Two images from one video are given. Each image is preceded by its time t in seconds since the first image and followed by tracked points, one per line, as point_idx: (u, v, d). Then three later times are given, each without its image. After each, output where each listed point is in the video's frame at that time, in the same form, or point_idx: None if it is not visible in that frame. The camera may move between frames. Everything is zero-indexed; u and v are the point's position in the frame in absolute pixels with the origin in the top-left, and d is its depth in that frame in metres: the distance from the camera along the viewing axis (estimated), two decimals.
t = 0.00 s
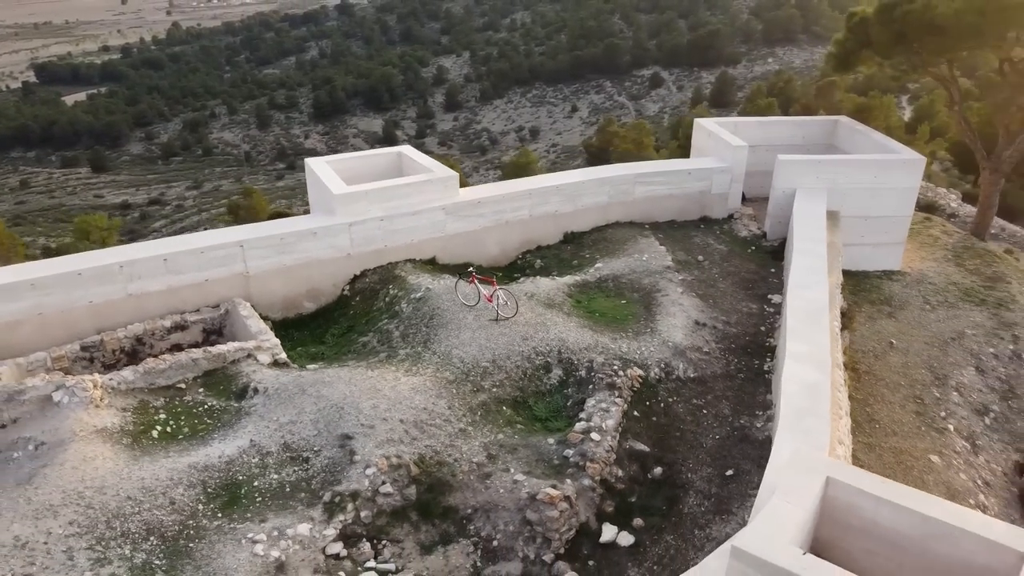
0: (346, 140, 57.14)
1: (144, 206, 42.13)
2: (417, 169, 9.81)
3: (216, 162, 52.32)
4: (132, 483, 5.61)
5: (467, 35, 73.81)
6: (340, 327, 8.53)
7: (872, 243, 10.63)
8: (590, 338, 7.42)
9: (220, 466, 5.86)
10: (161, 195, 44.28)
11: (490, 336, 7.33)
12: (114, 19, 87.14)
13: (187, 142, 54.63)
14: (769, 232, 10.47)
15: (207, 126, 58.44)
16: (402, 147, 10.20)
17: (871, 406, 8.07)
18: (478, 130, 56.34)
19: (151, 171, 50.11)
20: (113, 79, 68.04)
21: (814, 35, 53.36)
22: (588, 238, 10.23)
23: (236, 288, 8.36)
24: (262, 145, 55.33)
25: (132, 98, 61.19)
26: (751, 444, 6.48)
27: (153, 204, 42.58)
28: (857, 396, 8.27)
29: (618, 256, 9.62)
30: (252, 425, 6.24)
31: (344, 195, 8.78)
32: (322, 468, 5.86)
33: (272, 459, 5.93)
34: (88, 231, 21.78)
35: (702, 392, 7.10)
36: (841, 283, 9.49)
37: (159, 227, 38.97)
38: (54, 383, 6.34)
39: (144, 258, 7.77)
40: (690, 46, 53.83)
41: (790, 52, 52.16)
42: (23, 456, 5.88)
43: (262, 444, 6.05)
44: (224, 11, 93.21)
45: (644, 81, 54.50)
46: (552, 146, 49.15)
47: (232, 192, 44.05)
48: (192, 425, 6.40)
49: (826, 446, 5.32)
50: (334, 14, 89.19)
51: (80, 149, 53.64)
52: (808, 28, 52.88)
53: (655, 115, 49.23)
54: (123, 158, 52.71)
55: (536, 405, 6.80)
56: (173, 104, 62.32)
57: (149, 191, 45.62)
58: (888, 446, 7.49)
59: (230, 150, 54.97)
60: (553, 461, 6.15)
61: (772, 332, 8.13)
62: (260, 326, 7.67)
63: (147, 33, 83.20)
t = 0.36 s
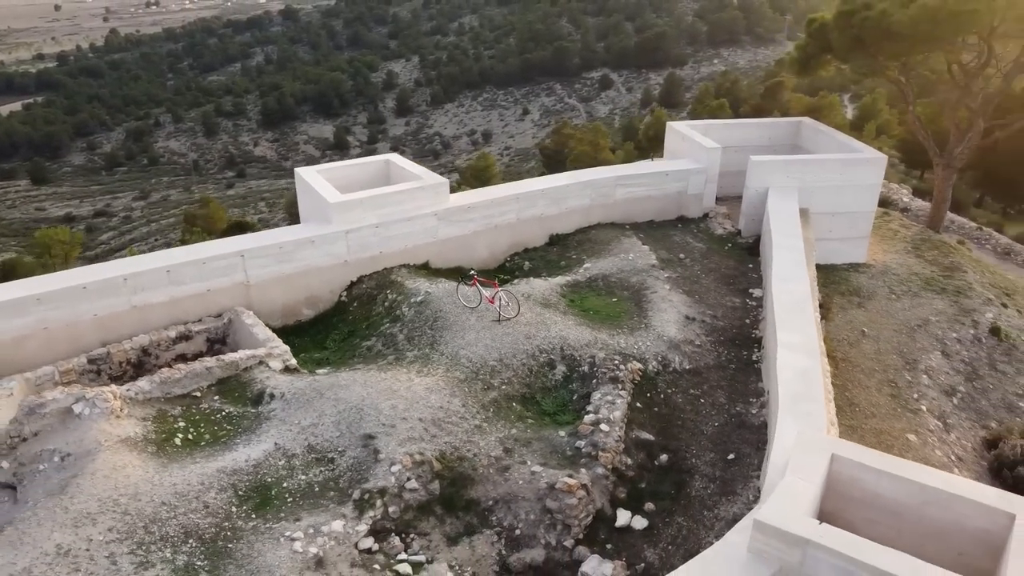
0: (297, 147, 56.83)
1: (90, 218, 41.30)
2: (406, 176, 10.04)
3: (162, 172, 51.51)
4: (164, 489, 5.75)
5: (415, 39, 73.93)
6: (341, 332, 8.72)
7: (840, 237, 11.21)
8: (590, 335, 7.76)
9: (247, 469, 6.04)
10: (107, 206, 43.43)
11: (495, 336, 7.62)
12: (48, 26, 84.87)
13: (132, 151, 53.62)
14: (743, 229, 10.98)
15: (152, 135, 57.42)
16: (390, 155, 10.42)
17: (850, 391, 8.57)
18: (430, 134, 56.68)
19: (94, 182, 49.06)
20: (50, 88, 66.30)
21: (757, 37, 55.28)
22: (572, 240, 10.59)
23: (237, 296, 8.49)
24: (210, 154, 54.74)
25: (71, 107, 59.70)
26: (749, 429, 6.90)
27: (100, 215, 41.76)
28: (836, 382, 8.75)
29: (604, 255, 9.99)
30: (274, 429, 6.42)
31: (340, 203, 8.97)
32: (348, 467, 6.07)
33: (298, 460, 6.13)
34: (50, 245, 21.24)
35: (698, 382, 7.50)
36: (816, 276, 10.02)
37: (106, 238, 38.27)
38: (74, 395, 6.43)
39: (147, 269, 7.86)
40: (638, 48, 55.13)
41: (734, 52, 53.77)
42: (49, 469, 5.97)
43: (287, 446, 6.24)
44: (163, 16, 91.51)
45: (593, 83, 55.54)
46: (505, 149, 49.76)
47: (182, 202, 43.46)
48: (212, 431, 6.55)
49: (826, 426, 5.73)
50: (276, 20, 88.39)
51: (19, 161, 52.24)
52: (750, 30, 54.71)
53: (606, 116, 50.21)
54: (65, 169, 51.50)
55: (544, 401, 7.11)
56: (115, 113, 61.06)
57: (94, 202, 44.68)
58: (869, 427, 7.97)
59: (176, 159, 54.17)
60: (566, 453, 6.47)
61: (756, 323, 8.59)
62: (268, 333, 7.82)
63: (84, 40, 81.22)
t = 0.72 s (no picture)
0: (244, 155, 56.27)
1: (30, 232, 40.24)
2: (394, 183, 10.27)
3: (104, 183, 50.42)
4: (196, 493, 5.93)
5: (359, 43, 73.73)
6: (340, 337, 8.91)
7: (807, 232, 11.78)
8: (587, 332, 8.13)
9: (275, 471, 6.24)
10: (47, 220, 42.34)
11: (498, 335, 7.93)
12: None
13: (70, 162, 52.30)
14: (717, 227, 11.52)
15: (91, 145, 56.06)
16: (376, 162, 10.63)
17: (827, 375, 9.09)
18: (380, 139, 56.88)
19: (32, 195, 47.71)
20: None
21: (699, 38, 57.52)
22: (556, 241, 10.95)
23: (238, 305, 8.62)
24: (152, 164, 53.86)
25: (4, 116, 57.82)
26: (743, 414, 7.35)
27: (40, 229, 40.72)
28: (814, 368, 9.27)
29: (589, 255, 10.36)
30: (295, 431, 6.64)
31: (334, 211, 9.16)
32: (372, 465, 6.31)
33: (323, 460, 6.35)
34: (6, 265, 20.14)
35: (691, 373, 7.93)
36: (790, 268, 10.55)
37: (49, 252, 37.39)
38: (94, 406, 6.55)
39: (150, 281, 7.95)
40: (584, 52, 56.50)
41: (677, 53, 56.18)
42: (78, 479, 6.09)
43: (311, 447, 6.45)
44: (97, 23, 89.24)
45: (541, 86, 56.55)
46: (456, 152, 50.46)
47: (127, 213, 42.69)
48: (233, 436, 6.73)
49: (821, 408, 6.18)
50: (215, 25, 86.97)
51: None
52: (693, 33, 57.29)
53: (555, 118, 51.30)
54: None
55: (549, 395, 7.45)
56: (51, 123, 59.42)
57: (33, 215, 43.51)
58: (848, 409, 8.48)
59: (118, 170, 53.08)
60: (576, 443, 6.82)
61: (740, 315, 9.06)
62: (274, 340, 7.99)
63: (13, 48, 78.73)
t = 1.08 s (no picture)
0: (189, 163, 55.45)
1: None
2: (383, 191, 10.49)
3: (43, 195, 49.09)
4: (229, 496, 6.10)
5: (303, 47, 73.14)
6: (342, 342, 9.10)
7: (777, 227, 12.34)
8: (585, 328, 8.49)
9: (302, 472, 6.44)
10: None
11: (501, 334, 8.24)
12: None
13: (6, 175, 50.78)
14: (692, 224, 11.99)
15: (27, 156, 54.45)
16: (364, 170, 10.84)
17: (806, 361, 9.60)
18: (329, 144, 56.95)
19: None
20: None
21: (644, 38, 59.05)
22: (540, 242, 11.28)
23: (240, 314, 8.75)
24: (93, 175, 52.64)
25: None
26: (738, 401, 7.80)
27: None
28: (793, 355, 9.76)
29: (574, 255, 10.73)
30: (317, 433, 6.85)
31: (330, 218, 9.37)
32: (396, 463, 6.56)
33: (348, 460, 6.58)
34: None
35: (685, 363, 8.35)
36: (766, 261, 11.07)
37: None
38: (117, 417, 6.66)
39: (157, 292, 8.06)
40: (530, 54, 57.37)
41: (622, 53, 57.90)
42: (108, 489, 6.21)
43: (335, 448, 6.67)
44: (25, 29, 86.43)
45: (489, 88, 57.18)
46: (406, 156, 50.78)
47: (71, 227, 41.75)
48: (255, 441, 6.90)
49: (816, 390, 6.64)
50: (152, 30, 85.10)
51: None
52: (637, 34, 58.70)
53: (505, 121, 52.10)
54: None
55: (554, 390, 7.78)
56: None
57: None
58: (829, 391, 8.99)
59: (56, 181, 51.72)
60: (586, 433, 7.18)
61: (724, 308, 9.54)
62: (282, 346, 8.16)
63: None
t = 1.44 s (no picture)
0: (132, 174, 54.35)
1: None
2: (372, 199, 10.65)
3: None
4: (260, 502, 6.25)
5: (246, 54, 72.18)
6: (342, 349, 9.25)
7: (749, 225, 12.85)
8: (582, 328, 8.82)
9: (327, 476, 6.62)
10: None
11: (503, 336, 8.52)
12: None
13: None
14: (669, 224, 12.42)
15: None
16: (352, 179, 10.99)
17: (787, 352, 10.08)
18: (277, 151, 56.62)
19: None
20: None
21: (588, 40, 60.16)
22: (525, 245, 11.58)
23: (242, 325, 8.85)
24: (31, 188, 51.11)
25: None
26: (732, 391, 8.21)
27: None
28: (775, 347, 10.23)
29: (561, 257, 11.05)
30: (338, 438, 7.02)
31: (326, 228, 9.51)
32: (417, 463, 6.78)
33: (370, 463, 6.77)
34: None
35: (679, 358, 8.73)
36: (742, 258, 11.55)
37: None
38: (138, 430, 6.74)
39: (161, 306, 8.12)
40: (478, 57, 57.91)
41: (568, 55, 58.90)
42: (136, 501, 6.31)
43: (356, 452, 6.86)
44: None
45: (438, 92, 57.43)
46: (357, 162, 50.69)
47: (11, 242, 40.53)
48: (275, 448, 7.03)
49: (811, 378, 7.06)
50: (85, 38, 82.82)
51: None
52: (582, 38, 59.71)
53: (454, 124, 52.50)
54: None
55: (558, 387, 8.09)
56: None
57: None
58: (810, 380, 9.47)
59: None
60: (594, 428, 7.49)
61: (709, 304, 9.97)
62: (289, 356, 8.29)
63: None
